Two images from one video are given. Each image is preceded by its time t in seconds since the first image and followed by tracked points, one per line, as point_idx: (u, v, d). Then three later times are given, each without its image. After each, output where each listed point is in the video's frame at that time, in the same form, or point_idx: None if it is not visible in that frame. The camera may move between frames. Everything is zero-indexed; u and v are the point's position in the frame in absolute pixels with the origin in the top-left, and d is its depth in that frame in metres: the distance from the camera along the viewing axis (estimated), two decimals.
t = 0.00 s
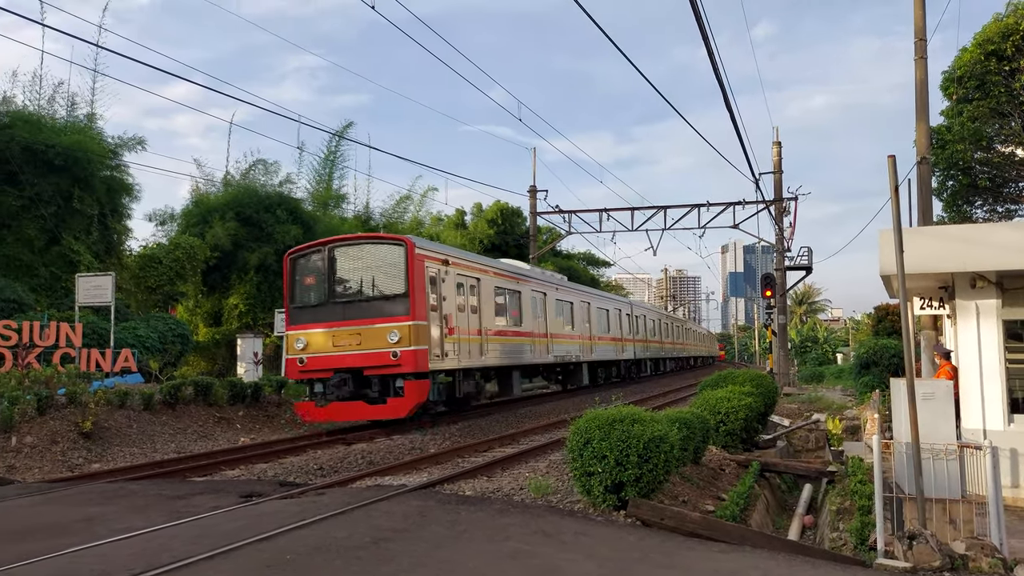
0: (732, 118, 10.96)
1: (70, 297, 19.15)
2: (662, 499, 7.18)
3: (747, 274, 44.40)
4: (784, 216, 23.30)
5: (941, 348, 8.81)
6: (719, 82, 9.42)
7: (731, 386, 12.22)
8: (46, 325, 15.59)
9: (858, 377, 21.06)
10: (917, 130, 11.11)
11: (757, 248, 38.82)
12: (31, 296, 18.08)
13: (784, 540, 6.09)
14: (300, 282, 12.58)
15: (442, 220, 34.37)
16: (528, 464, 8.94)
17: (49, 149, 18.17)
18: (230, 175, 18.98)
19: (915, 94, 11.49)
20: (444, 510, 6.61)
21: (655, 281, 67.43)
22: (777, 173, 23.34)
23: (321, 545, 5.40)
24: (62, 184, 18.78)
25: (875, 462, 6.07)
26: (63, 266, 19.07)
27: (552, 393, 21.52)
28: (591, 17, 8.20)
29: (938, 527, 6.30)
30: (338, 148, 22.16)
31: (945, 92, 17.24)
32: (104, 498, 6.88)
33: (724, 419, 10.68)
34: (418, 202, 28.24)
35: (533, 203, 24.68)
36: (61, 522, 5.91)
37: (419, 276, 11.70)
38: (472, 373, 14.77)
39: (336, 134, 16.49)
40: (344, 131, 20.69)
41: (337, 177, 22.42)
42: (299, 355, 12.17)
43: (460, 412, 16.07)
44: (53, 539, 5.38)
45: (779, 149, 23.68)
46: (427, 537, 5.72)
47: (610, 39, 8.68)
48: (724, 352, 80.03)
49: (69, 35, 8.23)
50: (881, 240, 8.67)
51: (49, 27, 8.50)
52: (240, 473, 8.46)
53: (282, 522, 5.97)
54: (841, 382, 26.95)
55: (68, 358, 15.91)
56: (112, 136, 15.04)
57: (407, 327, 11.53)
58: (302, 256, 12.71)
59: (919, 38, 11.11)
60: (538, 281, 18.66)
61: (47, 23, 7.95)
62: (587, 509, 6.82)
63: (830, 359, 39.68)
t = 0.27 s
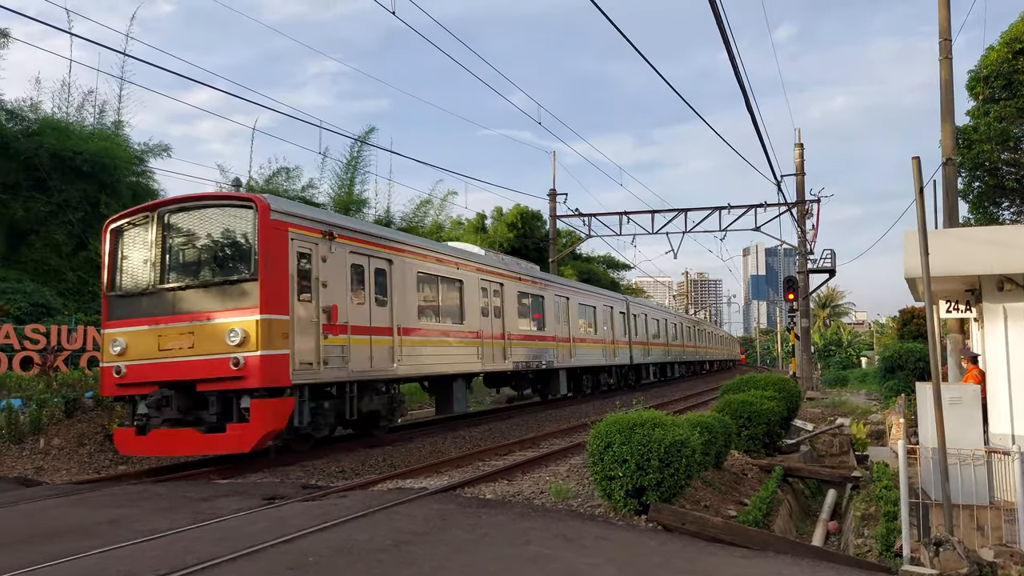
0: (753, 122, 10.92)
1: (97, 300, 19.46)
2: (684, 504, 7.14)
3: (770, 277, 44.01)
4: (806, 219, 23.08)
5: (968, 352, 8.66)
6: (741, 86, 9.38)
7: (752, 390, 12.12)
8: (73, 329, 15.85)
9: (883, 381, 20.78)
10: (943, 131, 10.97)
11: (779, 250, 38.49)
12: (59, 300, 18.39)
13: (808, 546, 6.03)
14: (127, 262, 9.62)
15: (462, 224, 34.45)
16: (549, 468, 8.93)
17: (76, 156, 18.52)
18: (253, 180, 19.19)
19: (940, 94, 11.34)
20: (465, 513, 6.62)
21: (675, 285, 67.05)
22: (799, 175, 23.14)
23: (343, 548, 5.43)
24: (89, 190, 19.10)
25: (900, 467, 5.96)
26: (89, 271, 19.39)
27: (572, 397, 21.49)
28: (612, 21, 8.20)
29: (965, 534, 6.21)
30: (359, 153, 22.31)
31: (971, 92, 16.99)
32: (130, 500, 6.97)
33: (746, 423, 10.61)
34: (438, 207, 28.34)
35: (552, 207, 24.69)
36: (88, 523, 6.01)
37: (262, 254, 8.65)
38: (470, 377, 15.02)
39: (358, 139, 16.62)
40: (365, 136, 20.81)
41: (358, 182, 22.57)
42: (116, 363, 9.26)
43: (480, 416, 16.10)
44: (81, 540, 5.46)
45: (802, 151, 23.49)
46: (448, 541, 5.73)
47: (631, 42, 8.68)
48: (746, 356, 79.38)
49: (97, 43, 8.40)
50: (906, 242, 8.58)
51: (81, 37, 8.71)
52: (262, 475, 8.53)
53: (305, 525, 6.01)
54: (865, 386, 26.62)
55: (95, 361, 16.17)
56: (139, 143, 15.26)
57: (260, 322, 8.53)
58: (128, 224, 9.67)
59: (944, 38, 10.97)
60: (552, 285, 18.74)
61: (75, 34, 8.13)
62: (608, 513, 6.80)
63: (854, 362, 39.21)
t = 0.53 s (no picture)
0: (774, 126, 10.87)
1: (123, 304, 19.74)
2: (705, 509, 7.10)
3: (792, 280, 43.61)
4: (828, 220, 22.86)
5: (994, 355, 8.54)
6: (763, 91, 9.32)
7: (774, 394, 12.01)
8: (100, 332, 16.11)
9: (908, 384, 20.51)
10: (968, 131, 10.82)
11: (801, 253, 38.14)
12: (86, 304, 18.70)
13: (831, 551, 5.97)
14: None
15: (482, 227, 34.51)
16: (569, 471, 8.92)
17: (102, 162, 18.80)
18: (274, 185, 19.37)
19: (965, 94, 11.19)
20: (485, 516, 6.63)
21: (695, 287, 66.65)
22: (821, 177, 22.93)
23: (364, 550, 5.46)
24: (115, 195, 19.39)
25: (925, 471, 5.86)
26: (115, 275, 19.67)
27: (592, 400, 21.49)
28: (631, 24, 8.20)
29: (992, 541, 6.12)
30: (380, 157, 22.44)
31: (997, 91, 16.74)
32: (155, 501, 7.06)
33: (768, 427, 10.53)
34: (457, 210, 28.42)
35: (572, 210, 24.68)
36: (114, 524, 6.09)
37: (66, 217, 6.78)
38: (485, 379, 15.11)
39: (379, 143, 16.73)
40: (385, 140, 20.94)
41: (379, 186, 22.68)
42: None
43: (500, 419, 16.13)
44: (107, 541, 5.54)
45: (824, 152, 23.28)
46: (468, 543, 5.74)
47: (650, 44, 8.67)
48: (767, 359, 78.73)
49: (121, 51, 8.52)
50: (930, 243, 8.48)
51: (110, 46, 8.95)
52: (284, 477, 8.60)
53: (326, 526, 6.06)
54: (889, 390, 26.29)
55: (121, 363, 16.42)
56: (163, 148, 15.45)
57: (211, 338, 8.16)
58: None
59: (969, 38, 10.84)
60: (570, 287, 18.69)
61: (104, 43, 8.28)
62: (628, 517, 6.77)
63: (878, 366, 38.74)
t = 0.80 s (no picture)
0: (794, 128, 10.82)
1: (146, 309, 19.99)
2: (725, 513, 7.05)
3: (812, 282, 43.21)
4: (849, 222, 22.64)
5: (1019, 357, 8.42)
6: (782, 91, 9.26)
7: (795, 397, 11.90)
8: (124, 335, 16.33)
9: (931, 388, 20.25)
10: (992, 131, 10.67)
11: (821, 255, 37.80)
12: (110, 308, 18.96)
13: (854, 556, 5.91)
14: None
15: (500, 230, 34.54)
16: (587, 474, 8.90)
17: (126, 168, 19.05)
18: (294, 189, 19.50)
19: (988, 94, 11.04)
20: (503, 519, 6.64)
21: (714, 290, 66.26)
22: (842, 178, 22.72)
23: (383, 551, 5.48)
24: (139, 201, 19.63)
25: (948, 476, 5.78)
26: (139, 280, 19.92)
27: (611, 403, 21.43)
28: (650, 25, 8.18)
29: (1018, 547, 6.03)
30: (398, 161, 22.53)
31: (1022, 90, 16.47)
32: (177, 502, 7.14)
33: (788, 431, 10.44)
34: (475, 213, 28.47)
35: (589, 212, 24.65)
36: (137, 524, 6.17)
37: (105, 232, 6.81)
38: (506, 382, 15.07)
39: (397, 148, 16.81)
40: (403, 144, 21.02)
41: (397, 189, 22.78)
42: None
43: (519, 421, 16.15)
44: (130, 541, 5.62)
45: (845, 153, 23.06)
46: (486, 546, 5.74)
47: (668, 45, 8.64)
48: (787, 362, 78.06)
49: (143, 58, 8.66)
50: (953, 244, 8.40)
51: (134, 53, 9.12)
52: (304, 479, 8.66)
53: (345, 528, 6.10)
54: (912, 393, 25.97)
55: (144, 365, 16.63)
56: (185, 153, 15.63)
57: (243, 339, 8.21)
58: None
59: (992, 36, 10.69)
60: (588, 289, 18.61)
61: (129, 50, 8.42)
62: (647, 521, 6.74)
63: (900, 369, 38.27)
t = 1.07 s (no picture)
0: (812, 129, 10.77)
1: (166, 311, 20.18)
2: (743, 517, 7.00)
3: (831, 284, 42.85)
4: (868, 224, 22.43)
5: None
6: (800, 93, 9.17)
7: (814, 401, 11.79)
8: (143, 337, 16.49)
9: (953, 392, 19.99)
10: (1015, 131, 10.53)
11: (840, 257, 37.47)
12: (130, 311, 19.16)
13: (874, 561, 5.84)
14: None
15: (515, 233, 34.53)
16: (603, 477, 8.87)
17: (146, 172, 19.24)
18: (311, 192, 19.61)
19: (1010, 94, 10.90)
20: (519, 522, 6.63)
21: (732, 292, 65.84)
22: (861, 179, 22.52)
23: (399, 554, 5.48)
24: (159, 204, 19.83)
25: (971, 481, 5.69)
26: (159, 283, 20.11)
27: (627, 405, 21.37)
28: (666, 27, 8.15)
29: None
30: (414, 163, 22.59)
31: None
32: (195, 503, 7.20)
33: (807, 435, 10.36)
34: (490, 216, 28.48)
35: (605, 214, 24.60)
36: (156, 525, 6.23)
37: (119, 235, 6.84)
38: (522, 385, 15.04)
39: (414, 151, 16.86)
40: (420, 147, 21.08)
41: (413, 192, 22.85)
42: None
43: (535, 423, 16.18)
44: (149, 542, 5.66)
45: (864, 154, 22.86)
46: (502, 549, 5.73)
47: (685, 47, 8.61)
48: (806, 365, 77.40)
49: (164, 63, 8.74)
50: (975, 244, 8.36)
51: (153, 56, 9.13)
52: (320, 481, 8.70)
53: (361, 530, 6.11)
54: (933, 397, 25.65)
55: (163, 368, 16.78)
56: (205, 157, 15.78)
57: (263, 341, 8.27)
58: None
59: (1014, 35, 10.56)
60: (604, 291, 18.55)
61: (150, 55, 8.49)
62: (663, 524, 6.70)
63: (921, 372, 37.84)
